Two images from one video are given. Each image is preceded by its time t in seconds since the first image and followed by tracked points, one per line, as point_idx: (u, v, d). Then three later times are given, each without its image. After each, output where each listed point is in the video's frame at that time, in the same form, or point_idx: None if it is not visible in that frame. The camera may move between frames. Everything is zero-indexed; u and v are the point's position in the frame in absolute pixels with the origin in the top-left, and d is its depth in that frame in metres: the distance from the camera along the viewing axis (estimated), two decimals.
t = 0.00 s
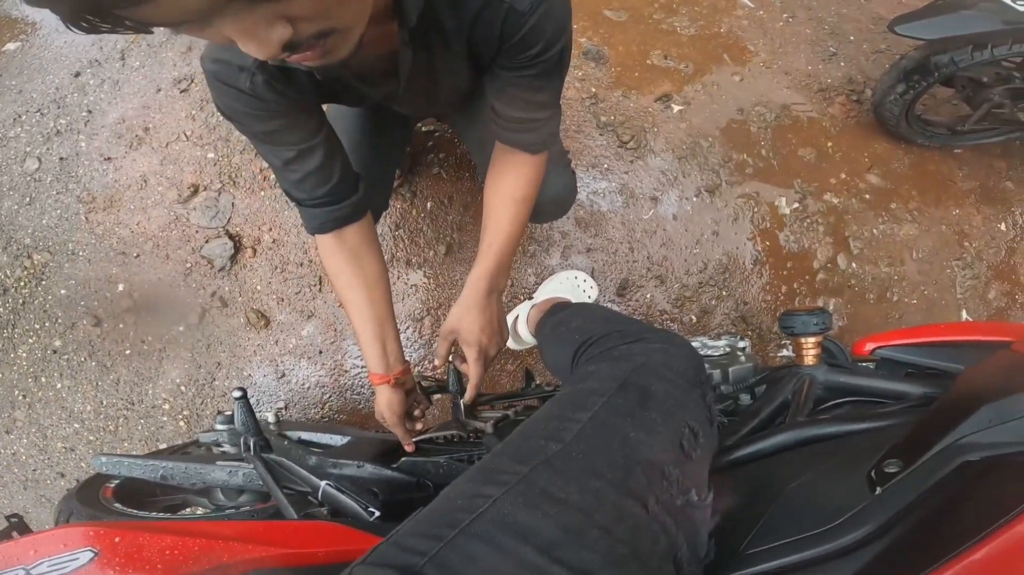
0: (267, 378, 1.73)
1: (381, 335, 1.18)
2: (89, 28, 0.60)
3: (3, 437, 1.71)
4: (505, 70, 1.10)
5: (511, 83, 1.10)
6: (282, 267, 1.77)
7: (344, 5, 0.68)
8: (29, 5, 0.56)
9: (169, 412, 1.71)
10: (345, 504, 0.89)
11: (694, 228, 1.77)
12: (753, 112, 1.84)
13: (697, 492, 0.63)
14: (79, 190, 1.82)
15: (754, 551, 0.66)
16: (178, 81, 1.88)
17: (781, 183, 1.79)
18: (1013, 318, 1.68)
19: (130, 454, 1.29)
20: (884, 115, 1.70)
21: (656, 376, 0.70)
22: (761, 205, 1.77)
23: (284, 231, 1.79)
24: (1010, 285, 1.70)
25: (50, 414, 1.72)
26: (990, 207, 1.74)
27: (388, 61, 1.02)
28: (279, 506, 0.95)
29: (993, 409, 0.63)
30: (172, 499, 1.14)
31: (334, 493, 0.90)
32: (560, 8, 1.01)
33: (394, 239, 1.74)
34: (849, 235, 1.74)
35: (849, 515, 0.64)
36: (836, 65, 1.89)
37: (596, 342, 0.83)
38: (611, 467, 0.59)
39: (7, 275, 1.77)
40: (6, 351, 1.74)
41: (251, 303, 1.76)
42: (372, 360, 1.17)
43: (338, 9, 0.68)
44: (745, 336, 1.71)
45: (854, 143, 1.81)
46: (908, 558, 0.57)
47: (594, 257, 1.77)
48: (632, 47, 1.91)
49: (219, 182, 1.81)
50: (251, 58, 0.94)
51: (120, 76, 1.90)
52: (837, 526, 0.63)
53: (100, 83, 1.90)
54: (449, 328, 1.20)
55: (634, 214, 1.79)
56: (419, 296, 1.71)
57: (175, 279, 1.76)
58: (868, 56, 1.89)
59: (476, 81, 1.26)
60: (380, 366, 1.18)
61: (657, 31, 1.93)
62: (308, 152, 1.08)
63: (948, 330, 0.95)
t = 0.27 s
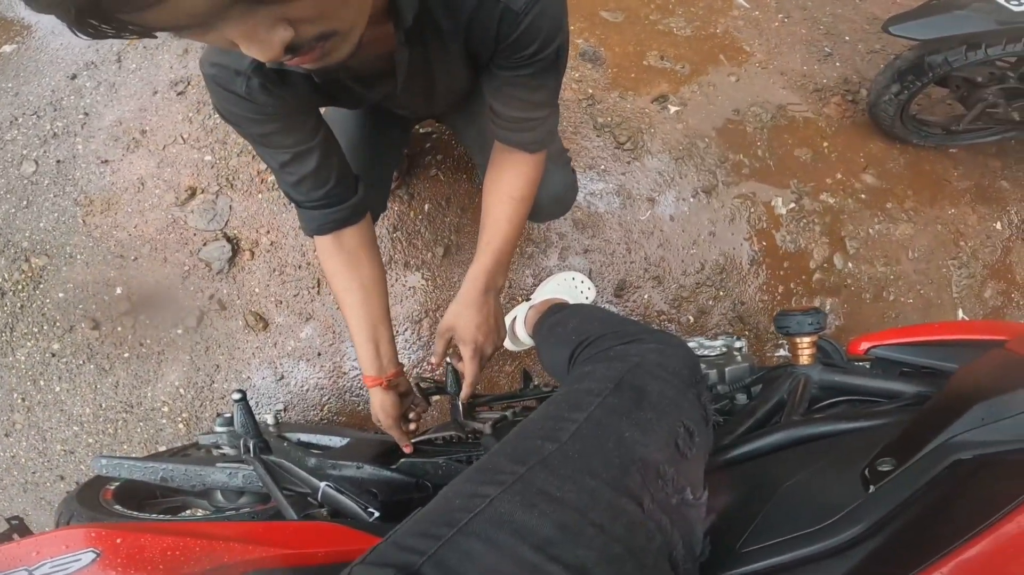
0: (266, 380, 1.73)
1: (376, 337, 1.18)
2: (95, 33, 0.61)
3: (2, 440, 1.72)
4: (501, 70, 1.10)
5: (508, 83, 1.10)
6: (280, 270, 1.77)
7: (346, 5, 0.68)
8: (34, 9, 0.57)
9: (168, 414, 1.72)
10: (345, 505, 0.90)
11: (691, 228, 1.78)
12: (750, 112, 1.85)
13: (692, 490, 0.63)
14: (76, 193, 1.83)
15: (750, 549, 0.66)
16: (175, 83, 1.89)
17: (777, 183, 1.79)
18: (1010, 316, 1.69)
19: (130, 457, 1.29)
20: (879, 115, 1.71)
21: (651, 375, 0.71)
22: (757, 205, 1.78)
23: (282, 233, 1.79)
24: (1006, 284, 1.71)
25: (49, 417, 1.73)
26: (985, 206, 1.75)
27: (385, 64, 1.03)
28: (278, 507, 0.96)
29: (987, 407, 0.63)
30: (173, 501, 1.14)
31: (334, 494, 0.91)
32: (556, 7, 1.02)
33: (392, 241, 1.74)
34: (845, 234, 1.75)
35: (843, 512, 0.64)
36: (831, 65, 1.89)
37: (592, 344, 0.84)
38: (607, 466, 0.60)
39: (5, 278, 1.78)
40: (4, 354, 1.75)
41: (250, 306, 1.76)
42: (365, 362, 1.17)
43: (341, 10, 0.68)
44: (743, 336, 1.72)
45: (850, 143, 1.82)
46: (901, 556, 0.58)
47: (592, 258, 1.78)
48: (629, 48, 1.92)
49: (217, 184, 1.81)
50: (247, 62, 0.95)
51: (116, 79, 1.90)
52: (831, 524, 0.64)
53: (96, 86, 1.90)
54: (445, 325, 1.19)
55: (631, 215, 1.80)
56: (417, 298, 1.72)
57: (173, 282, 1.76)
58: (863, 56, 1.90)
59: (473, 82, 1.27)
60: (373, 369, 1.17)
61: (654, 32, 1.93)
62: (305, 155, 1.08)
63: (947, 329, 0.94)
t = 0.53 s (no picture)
0: (265, 382, 1.73)
1: (370, 339, 1.20)
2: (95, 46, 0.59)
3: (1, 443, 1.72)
4: (496, 74, 1.10)
5: (505, 86, 1.10)
6: (278, 271, 1.78)
7: (340, 15, 0.69)
8: (33, 25, 0.55)
9: (167, 417, 1.72)
10: (346, 505, 0.90)
11: (688, 228, 1.79)
12: (745, 112, 1.86)
13: (691, 487, 0.64)
14: (72, 196, 1.83)
15: (750, 546, 0.67)
16: (170, 85, 1.88)
17: (773, 182, 1.80)
18: (1005, 314, 1.70)
19: (129, 459, 1.29)
20: (874, 114, 1.72)
21: (649, 373, 0.71)
22: (754, 205, 1.79)
23: (279, 235, 1.79)
24: (1001, 281, 1.72)
25: (47, 420, 1.73)
26: (980, 204, 1.76)
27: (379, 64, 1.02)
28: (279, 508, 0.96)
29: (983, 402, 0.64)
30: (173, 503, 1.14)
31: (335, 495, 0.91)
32: (549, 10, 1.01)
33: (390, 242, 1.75)
34: (841, 233, 1.76)
35: (842, 509, 0.65)
36: (826, 65, 1.90)
37: (589, 343, 0.85)
38: (607, 463, 0.60)
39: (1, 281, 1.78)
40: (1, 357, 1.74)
41: (248, 308, 1.76)
42: (361, 364, 1.19)
43: (336, 20, 0.69)
44: (740, 334, 1.73)
45: (846, 142, 1.83)
46: (898, 554, 0.59)
47: (590, 258, 1.78)
48: (625, 48, 1.93)
49: (214, 186, 1.81)
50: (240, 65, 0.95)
51: (111, 81, 1.90)
52: (830, 520, 0.64)
53: (91, 87, 1.90)
54: (442, 323, 1.23)
55: (628, 215, 1.80)
56: (415, 299, 1.72)
57: (171, 284, 1.76)
58: (858, 55, 1.91)
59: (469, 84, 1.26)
60: (369, 371, 1.20)
61: (650, 32, 1.94)
62: (301, 158, 1.08)
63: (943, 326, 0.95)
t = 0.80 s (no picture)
0: (262, 384, 1.73)
1: (367, 343, 1.21)
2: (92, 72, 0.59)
3: None
4: (489, 77, 1.09)
5: (498, 89, 1.10)
6: (274, 273, 1.77)
7: (328, 30, 0.68)
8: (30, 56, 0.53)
9: (163, 420, 1.71)
10: (346, 507, 0.90)
11: (684, 227, 1.79)
12: (740, 111, 1.87)
13: (694, 485, 0.64)
14: (65, 198, 1.82)
15: (753, 543, 0.67)
16: (163, 86, 1.87)
17: (769, 181, 1.81)
18: (1000, 310, 1.70)
19: (127, 463, 1.29)
20: (867, 113, 1.73)
21: (649, 371, 0.71)
22: (749, 203, 1.80)
23: (275, 237, 1.79)
24: (995, 277, 1.73)
25: (43, 424, 1.72)
26: (974, 202, 1.77)
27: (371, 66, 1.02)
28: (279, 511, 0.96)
29: (980, 399, 0.64)
30: (172, 506, 1.14)
31: (335, 497, 0.91)
32: (540, 12, 1.00)
33: (387, 243, 1.74)
34: (837, 231, 1.77)
35: (844, 505, 0.65)
36: (820, 63, 1.91)
37: (588, 342, 0.85)
38: (609, 462, 0.60)
39: None
40: None
41: (244, 310, 1.76)
42: (357, 367, 1.20)
43: (324, 36, 0.68)
44: (737, 333, 1.73)
45: (840, 140, 1.83)
46: (899, 551, 0.59)
47: (587, 257, 1.78)
48: (620, 48, 1.93)
49: (208, 188, 1.81)
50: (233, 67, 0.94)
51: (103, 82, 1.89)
52: (832, 516, 0.65)
53: (83, 89, 1.89)
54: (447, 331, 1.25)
55: (625, 214, 1.80)
56: (412, 300, 1.72)
57: (166, 287, 1.76)
58: (851, 54, 1.91)
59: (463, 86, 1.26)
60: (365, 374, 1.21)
61: (644, 32, 1.94)
62: (294, 160, 1.07)
63: (940, 322, 0.95)
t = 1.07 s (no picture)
0: (258, 386, 1.72)
1: (375, 341, 1.22)
2: (79, 99, 0.58)
3: None
4: (480, 80, 1.09)
5: (489, 92, 1.10)
6: (269, 275, 1.77)
7: (315, 44, 0.68)
8: (24, 85, 0.53)
9: (159, 423, 1.70)
10: (344, 509, 0.90)
11: (679, 225, 1.79)
12: (734, 109, 1.87)
13: (692, 484, 0.64)
14: (57, 201, 1.81)
15: (752, 541, 0.67)
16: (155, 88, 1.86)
17: (763, 178, 1.81)
18: (995, 305, 1.71)
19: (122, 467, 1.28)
20: (860, 110, 1.73)
21: (646, 370, 0.71)
22: (744, 201, 1.80)
23: (269, 238, 1.78)
24: (989, 273, 1.74)
25: (38, 428, 1.71)
26: (967, 198, 1.78)
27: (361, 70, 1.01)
28: (275, 513, 0.95)
29: (976, 395, 0.65)
30: (168, 510, 1.13)
31: (332, 499, 0.92)
32: (527, 14, 1.00)
33: (383, 243, 1.74)
34: (831, 228, 1.77)
35: (842, 503, 0.65)
36: (812, 61, 1.91)
37: (585, 340, 0.85)
38: (607, 460, 0.60)
39: None
40: None
41: (239, 312, 1.75)
42: (368, 364, 1.21)
43: (312, 51, 0.68)
44: (733, 330, 1.73)
45: (833, 138, 1.84)
46: (896, 548, 0.59)
47: (583, 256, 1.78)
48: (614, 47, 1.93)
49: (202, 189, 1.80)
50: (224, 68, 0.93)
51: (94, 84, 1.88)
52: (831, 514, 0.65)
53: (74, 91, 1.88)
54: (450, 333, 1.25)
55: (620, 213, 1.80)
56: (408, 300, 1.72)
57: (160, 289, 1.75)
58: (843, 51, 1.92)
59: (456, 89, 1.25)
60: (375, 370, 1.22)
61: (638, 30, 1.94)
62: (286, 164, 1.06)
63: (935, 318, 0.95)
